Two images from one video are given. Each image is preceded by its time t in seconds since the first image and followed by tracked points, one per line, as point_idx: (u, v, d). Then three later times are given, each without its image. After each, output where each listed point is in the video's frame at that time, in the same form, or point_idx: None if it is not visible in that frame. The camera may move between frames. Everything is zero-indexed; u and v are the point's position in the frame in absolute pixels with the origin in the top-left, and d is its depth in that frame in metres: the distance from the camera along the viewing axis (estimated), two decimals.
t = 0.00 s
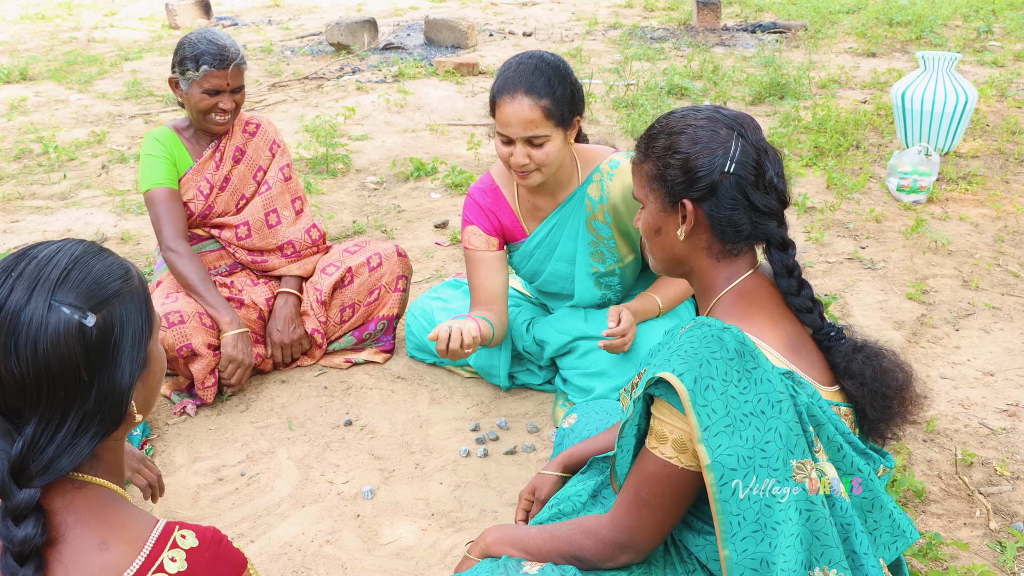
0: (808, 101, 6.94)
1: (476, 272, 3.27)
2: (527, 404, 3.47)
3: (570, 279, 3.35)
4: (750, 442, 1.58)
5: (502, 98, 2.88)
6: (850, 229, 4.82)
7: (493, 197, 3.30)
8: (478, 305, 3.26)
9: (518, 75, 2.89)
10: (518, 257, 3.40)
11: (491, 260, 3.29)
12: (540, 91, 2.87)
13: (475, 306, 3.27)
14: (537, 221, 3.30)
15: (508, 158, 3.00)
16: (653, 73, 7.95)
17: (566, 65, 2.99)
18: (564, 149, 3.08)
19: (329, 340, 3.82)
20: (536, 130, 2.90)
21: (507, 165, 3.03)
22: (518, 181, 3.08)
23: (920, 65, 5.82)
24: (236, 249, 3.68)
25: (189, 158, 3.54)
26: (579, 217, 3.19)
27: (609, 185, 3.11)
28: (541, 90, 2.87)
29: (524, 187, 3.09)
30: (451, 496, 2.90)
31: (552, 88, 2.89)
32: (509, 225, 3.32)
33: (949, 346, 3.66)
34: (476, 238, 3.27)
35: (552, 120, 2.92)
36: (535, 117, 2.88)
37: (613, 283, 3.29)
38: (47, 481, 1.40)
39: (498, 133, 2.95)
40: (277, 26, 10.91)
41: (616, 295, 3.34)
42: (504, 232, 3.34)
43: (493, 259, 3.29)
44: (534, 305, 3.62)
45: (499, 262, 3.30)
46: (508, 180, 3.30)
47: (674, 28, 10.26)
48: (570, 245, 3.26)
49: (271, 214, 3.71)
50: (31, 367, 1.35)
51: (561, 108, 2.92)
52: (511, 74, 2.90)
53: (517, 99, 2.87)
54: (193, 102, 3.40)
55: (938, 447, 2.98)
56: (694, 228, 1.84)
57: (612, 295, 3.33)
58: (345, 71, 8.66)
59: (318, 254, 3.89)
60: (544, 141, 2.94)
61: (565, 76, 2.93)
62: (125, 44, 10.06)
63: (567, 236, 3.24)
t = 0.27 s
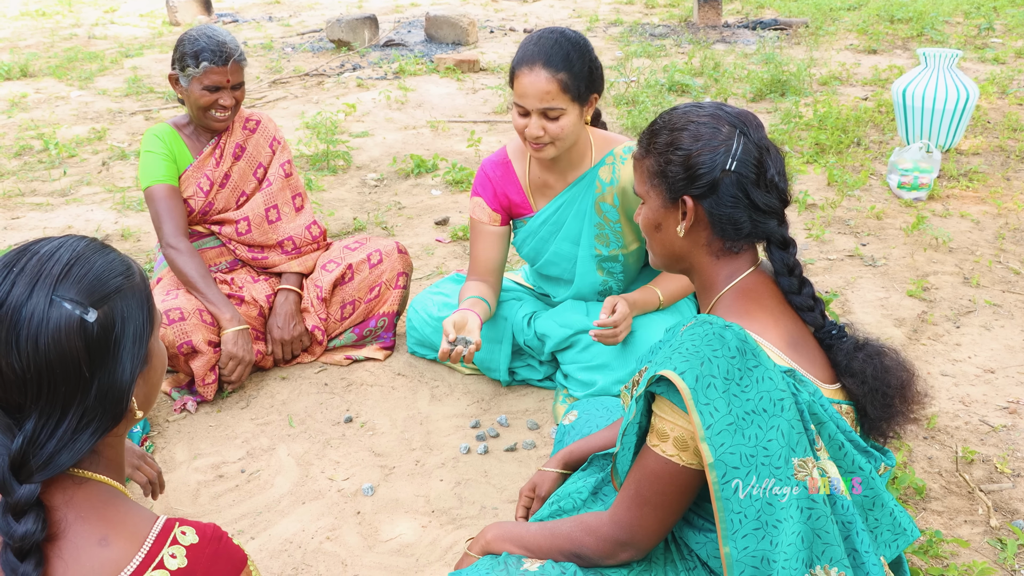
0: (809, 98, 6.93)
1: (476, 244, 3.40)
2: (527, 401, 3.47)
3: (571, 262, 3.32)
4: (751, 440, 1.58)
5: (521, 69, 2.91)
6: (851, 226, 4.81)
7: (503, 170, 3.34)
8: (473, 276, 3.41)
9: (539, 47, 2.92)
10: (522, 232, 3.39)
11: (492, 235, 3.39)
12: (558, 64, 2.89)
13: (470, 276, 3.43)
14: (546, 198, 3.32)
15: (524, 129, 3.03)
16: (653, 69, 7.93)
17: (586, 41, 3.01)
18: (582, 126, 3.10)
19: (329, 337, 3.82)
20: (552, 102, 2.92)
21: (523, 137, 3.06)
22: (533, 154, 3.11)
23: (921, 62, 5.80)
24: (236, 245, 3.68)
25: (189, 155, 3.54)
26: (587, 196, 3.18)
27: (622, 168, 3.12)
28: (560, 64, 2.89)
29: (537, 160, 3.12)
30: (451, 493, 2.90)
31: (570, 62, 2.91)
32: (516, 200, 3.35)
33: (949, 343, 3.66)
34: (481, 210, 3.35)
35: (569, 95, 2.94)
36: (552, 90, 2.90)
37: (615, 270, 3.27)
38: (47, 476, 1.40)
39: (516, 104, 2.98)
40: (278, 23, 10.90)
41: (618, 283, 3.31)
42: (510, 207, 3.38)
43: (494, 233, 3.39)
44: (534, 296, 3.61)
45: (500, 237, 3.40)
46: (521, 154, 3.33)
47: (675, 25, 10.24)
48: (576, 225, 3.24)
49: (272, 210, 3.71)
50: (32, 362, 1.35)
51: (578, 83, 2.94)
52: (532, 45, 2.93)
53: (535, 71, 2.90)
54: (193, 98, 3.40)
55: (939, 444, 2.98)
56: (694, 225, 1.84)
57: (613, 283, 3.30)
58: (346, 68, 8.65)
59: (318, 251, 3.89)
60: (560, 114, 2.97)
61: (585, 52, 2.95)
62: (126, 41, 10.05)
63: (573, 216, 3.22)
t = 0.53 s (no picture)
0: (811, 96, 6.92)
1: (497, 215, 3.49)
2: (528, 398, 3.47)
3: (578, 237, 3.30)
4: (753, 439, 1.57)
5: (547, 42, 2.96)
6: (853, 224, 4.81)
7: (523, 142, 3.37)
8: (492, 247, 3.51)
9: (563, 21, 2.97)
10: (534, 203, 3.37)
11: (511, 207, 3.47)
12: (582, 38, 2.94)
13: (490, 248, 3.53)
14: (563, 170, 3.33)
15: (548, 102, 3.07)
16: (655, 67, 7.92)
17: (609, 18, 3.05)
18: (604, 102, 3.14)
19: (331, 335, 3.82)
20: (576, 75, 2.96)
21: (547, 109, 3.10)
22: (556, 127, 3.14)
23: (923, 59, 5.79)
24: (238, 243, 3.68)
25: (191, 152, 3.53)
26: (601, 172, 3.17)
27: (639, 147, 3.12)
28: (584, 38, 2.94)
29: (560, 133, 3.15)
30: (453, 491, 2.90)
31: (595, 38, 2.95)
32: (533, 171, 3.37)
33: (951, 341, 3.65)
34: (500, 181, 3.43)
35: (593, 68, 2.97)
36: (575, 63, 2.94)
37: (621, 251, 3.27)
38: (49, 474, 1.40)
39: (540, 76, 3.03)
40: (279, 20, 10.89)
41: (622, 266, 3.30)
42: (526, 178, 3.40)
43: (512, 205, 3.47)
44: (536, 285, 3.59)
45: (518, 210, 3.48)
46: (543, 128, 3.37)
47: (676, 23, 10.23)
48: (587, 200, 3.21)
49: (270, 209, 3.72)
50: (34, 360, 1.35)
51: (601, 57, 2.97)
52: (557, 19, 2.98)
53: (560, 44, 2.94)
54: (195, 95, 3.40)
55: (941, 443, 2.97)
56: (690, 222, 1.83)
57: (618, 265, 3.29)
58: (347, 65, 8.64)
59: (320, 248, 3.89)
60: (583, 88, 3.00)
61: (609, 29, 2.99)
62: (128, 38, 10.05)
63: (585, 190, 3.20)
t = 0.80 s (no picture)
0: (813, 94, 6.91)
1: (505, 203, 3.53)
2: (531, 397, 3.47)
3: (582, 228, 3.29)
4: (754, 438, 1.57)
5: (558, 41, 2.97)
6: (855, 223, 4.80)
7: (533, 131, 3.39)
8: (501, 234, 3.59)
9: (574, 19, 2.97)
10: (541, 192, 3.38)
11: (519, 196, 3.49)
12: (593, 35, 2.94)
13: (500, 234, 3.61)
14: (569, 161, 3.35)
15: (560, 98, 3.08)
16: (657, 65, 7.92)
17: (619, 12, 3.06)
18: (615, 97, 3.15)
19: (333, 334, 3.82)
20: (588, 73, 2.97)
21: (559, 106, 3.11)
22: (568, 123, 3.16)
23: (926, 57, 5.78)
24: (240, 241, 3.68)
25: (193, 151, 3.54)
26: (608, 164, 3.14)
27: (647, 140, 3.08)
28: (594, 35, 2.94)
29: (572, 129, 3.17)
30: (455, 490, 2.90)
31: (606, 35, 2.96)
32: (541, 161, 3.38)
33: (953, 340, 3.65)
34: (508, 169, 3.45)
35: (604, 65, 2.98)
36: (587, 60, 2.95)
37: (625, 244, 3.27)
38: (51, 475, 1.40)
39: (553, 73, 3.04)
40: (281, 18, 10.89)
41: (626, 259, 3.31)
42: (535, 167, 3.41)
43: (520, 194, 3.49)
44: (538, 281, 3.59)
45: (526, 199, 3.51)
46: (553, 119, 3.38)
47: (678, 21, 10.22)
48: (592, 191, 3.20)
49: (275, 206, 3.71)
50: (36, 361, 1.35)
51: (613, 53, 2.98)
52: (568, 17, 2.98)
53: (571, 42, 2.95)
54: (198, 93, 3.40)
55: (943, 441, 2.97)
56: (691, 221, 1.83)
57: (621, 259, 3.30)
58: (349, 63, 8.64)
59: (322, 247, 3.89)
60: (595, 84, 3.01)
61: (620, 25, 3.00)
62: (129, 36, 10.05)
63: (591, 181, 3.18)
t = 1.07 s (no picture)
0: (813, 94, 6.91)
1: (505, 205, 3.54)
2: (531, 397, 3.47)
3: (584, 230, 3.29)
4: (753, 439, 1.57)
5: (555, 45, 2.96)
6: (855, 223, 4.80)
7: (533, 133, 3.39)
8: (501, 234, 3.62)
9: (572, 22, 2.97)
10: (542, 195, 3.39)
11: (519, 198, 3.51)
12: (591, 38, 2.94)
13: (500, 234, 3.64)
14: (570, 162, 3.35)
15: (560, 102, 3.08)
16: (657, 65, 7.92)
17: (616, 11, 3.05)
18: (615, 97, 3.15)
19: (333, 334, 3.82)
20: (587, 76, 2.97)
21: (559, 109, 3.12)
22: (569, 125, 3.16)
23: (926, 57, 5.78)
24: (240, 241, 3.68)
25: (193, 150, 3.54)
26: (609, 165, 3.15)
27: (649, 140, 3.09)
28: (592, 38, 2.94)
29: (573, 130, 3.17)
30: (455, 490, 2.91)
31: (603, 37, 2.95)
32: (541, 163, 3.38)
33: (953, 340, 3.65)
34: (507, 171, 3.45)
35: (603, 68, 2.98)
36: (586, 64, 2.95)
37: (626, 245, 3.27)
38: (51, 475, 1.41)
39: (552, 77, 3.04)
40: (281, 18, 10.89)
41: (628, 261, 3.31)
42: (534, 169, 3.41)
43: (519, 195, 3.50)
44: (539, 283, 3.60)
45: (525, 201, 3.52)
46: (553, 120, 3.38)
47: (678, 20, 10.22)
48: (594, 193, 3.20)
49: (276, 205, 3.71)
50: (36, 361, 1.35)
51: (611, 55, 2.98)
52: (565, 21, 2.97)
53: (569, 46, 2.94)
54: (198, 93, 3.40)
55: (943, 441, 2.97)
56: (686, 220, 1.83)
57: (623, 261, 3.30)
58: (349, 63, 8.64)
59: (322, 247, 3.90)
60: (595, 87, 3.01)
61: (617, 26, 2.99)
62: (129, 36, 10.05)
63: (593, 182, 3.18)
